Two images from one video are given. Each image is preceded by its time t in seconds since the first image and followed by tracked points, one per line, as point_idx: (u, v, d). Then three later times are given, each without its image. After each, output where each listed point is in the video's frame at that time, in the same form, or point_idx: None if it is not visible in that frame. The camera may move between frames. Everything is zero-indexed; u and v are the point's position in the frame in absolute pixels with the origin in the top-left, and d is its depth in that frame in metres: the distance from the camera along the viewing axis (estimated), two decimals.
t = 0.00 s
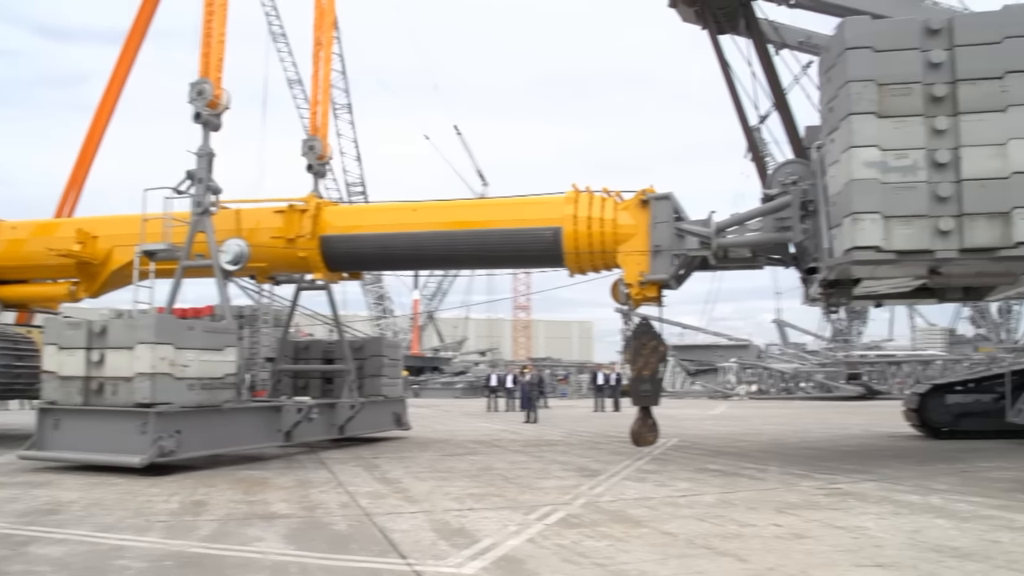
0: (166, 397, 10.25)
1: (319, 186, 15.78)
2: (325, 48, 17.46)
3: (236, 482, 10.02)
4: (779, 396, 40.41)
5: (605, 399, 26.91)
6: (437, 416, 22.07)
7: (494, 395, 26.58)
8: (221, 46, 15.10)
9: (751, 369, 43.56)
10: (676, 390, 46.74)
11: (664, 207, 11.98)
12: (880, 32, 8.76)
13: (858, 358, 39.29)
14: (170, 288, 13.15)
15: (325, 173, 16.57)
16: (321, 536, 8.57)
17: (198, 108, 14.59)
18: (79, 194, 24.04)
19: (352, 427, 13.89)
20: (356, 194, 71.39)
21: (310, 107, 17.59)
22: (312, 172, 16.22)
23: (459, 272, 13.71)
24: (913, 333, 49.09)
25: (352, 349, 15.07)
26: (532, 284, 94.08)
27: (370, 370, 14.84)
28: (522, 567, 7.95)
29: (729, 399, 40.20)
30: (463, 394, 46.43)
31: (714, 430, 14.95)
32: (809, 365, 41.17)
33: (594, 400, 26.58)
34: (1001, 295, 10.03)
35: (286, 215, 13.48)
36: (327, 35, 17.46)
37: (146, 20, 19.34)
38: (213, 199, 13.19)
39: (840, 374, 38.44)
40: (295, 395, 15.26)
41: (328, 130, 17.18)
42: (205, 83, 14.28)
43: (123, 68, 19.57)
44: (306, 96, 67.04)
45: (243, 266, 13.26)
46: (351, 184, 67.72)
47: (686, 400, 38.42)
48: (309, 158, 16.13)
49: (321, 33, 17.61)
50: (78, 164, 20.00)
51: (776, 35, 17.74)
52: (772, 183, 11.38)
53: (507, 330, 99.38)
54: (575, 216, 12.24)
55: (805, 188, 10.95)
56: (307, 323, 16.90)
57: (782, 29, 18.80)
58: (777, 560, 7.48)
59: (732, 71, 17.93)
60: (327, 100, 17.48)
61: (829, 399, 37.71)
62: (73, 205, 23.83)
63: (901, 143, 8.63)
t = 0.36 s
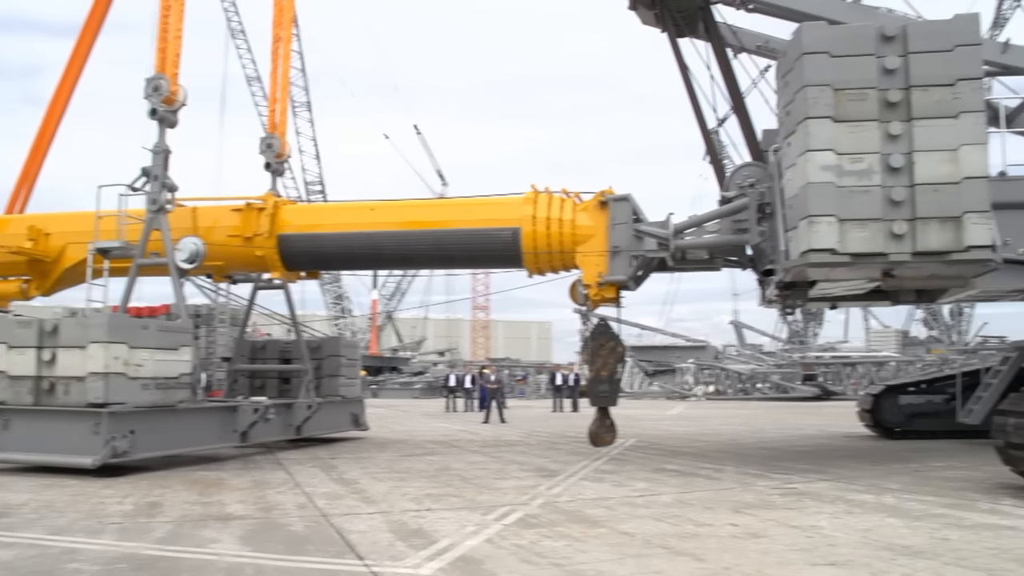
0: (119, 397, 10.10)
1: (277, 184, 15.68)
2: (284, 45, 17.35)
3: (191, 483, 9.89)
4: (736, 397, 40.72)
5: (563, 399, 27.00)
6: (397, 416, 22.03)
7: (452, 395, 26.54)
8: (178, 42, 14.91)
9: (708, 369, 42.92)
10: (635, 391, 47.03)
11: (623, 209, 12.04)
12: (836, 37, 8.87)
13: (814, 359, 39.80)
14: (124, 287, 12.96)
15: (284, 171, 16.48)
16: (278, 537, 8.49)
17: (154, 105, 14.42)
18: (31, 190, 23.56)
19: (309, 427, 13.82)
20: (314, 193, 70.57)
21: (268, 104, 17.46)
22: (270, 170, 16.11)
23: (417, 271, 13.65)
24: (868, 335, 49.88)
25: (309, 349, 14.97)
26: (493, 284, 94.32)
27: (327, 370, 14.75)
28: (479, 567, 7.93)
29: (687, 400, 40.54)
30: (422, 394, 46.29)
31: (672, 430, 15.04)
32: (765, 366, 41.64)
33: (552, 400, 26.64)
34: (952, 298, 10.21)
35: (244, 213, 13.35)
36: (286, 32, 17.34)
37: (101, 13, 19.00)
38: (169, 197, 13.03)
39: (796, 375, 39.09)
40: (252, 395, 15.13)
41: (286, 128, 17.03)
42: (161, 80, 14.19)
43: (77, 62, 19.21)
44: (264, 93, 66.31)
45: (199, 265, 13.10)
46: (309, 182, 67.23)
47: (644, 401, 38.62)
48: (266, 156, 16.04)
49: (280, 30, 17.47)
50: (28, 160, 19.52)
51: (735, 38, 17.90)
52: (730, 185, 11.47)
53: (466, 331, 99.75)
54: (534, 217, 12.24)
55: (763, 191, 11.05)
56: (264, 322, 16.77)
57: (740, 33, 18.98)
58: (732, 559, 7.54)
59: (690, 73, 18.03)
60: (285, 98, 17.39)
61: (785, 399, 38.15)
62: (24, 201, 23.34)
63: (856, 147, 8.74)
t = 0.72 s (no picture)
0: (68, 398, 9.93)
1: (232, 183, 15.52)
2: (241, 42, 17.23)
3: (143, 485, 9.74)
4: (691, 398, 41.03)
5: (519, 400, 27.03)
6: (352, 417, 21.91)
7: (408, 396, 26.44)
8: (131, 37, 14.69)
9: (663, 372, 44.43)
10: (591, 392, 47.23)
11: (580, 211, 12.06)
12: (791, 43, 8.97)
13: (767, 361, 40.28)
14: (74, 285, 12.75)
15: (239, 170, 16.32)
16: (231, 539, 8.38)
17: (106, 100, 14.05)
18: None
19: (263, 429, 13.71)
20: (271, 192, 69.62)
21: (223, 102, 17.32)
22: (224, 169, 15.93)
23: (374, 272, 13.55)
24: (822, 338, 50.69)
25: (263, 349, 14.85)
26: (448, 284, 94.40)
27: (281, 370, 14.63)
28: (434, 569, 7.90)
29: (641, 401, 40.77)
30: (376, 395, 46.08)
31: (627, 432, 15.11)
32: (719, 368, 42.06)
33: (508, 402, 26.64)
34: (902, 301, 10.39)
35: (198, 211, 13.20)
36: (242, 29, 17.21)
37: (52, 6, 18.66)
38: (121, 195, 12.85)
39: (750, 377, 39.47)
40: (205, 396, 14.94)
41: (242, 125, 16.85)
42: (113, 75, 13.76)
43: (27, 56, 18.83)
44: (220, 90, 65.30)
45: (151, 263, 12.93)
46: (264, 180, 66.53)
47: (600, 402, 38.75)
48: (221, 154, 15.87)
49: (237, 27, 17.33)
50: None
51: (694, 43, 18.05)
52: (686, 188, 11.55)
53: (422, 331, 99.53)
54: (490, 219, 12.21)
55: (718, 195, 11.14)
56: (219, 322, 16.60)
57: (698, 37, 19.12)
58: (686, 559, 7.59)
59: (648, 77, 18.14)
60: (240, 95, 17.29)
61: (739, 401, 38.41)
62: None
63: (810, 152, 8.85)
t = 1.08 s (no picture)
0: (9, 400, 9.72)
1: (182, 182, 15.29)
2: (193, 40, 17.03)
3: (88, 490, 9.56)
4: (642, 401, 41.38)
5: (470, 404, 27.01)
6: (303, 420, 21.70)
7: (359, 399, 26.30)
8: (79, 32, 14.42)
9: (614, 376, 45.86)
10: (542, 395, 47.30)
11: (532, 215, 12.14)
12: (743, 51, 9.07)
13: (718, 365, 40.69)
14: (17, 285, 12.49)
15: (190, 169, 16.07)
16: (178, 544, 8.25)
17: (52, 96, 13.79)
18: None
19: (213, 432, 13.52)
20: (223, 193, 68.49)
21: (174, 100, 17.12)
22: (174, 168, 15.69)
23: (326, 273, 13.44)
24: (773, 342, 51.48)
25: (213, 351, 14.71)
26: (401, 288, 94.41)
27: (231, 373, 14.52)
28: (384, 573, 7.84)
29: (593, 404, 40.93)
30: (329, 398, 45.93)
31: (579, 434, 15.18)
32: (671, 371, 42.40)
33: (461, 404, 26.67)
34: (849, 306, 10.58)
35: (147, 211, 13.00)
36: (195, 26, 17.01)
37: None
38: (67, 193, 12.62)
39: (701, 380, 40.32)
40: (152, 399, 14.71)
41: (193, 123, 16.62)
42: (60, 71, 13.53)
43: None
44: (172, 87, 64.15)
45: (98, 263, 12.70)
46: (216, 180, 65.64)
47: (552, 405, 38.81)
48: (172, 152, 15.62)
49: (189, 24, 17.12)
50: None
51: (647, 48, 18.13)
52: (638, 193, 11.64)
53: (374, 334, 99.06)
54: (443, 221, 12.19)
55: (670, 199, 11.25)
56: (168, 324, 16.37)
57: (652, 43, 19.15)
58: (635, 562, 7.63)
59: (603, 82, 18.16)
60: (192, 94, 17.10)
61: (690, 405, 38.52)
62: None
63: (760, 158, 8.96)
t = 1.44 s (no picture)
0: None
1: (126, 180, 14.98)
2: (138, 37, 16.75)
3: (25, 495, 9.34)
4: (590, 404, 41.58)
5: (418, 407, 26.95)
6: (249, 424, 21.43)
7: (305, 402, 26.12)
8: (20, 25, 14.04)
9: (562, 379, 46.35)
10: (490, 398, 47.36)
11: (482, 217, 12.03)
12: (692, 58, 9.17)
13: (666, 369, 41.09)
14: None
15: (134, 167, 15.71)
16: (118, 549, 8.09)
17: None
18: None
19: (157, 434, 13.34)
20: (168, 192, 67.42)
21: (118, 97, 16.81)
22: (118, 166, 15.34)
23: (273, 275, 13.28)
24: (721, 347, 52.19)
25: (157, 353, 14.54)
26: (347, 291, 94.01)
27: (175, 375, 14.38)
28: None
29: (541, 408, 41.04)
30: (275, 401, 45.52)
31: (526, 438, 15.20)
32: (618, 375, 42.72)
33: (408, 408, 26.61)
34: (794, 310, 10.75)
35: (90, 210, 12.75)
36: (140, 23, 16.72)
37: None
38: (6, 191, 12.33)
39: (648, 384, 40.12)
40: (94, 402, 14.48)
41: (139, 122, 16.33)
42: None
43: None
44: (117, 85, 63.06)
45: (38, 263, 12.43)
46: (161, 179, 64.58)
47: (500, 409, 38.85)
48: (116, 150, 15.29)
49: (134, 21, 16.83)
50: None
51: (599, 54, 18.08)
52: (587, 197, 11.71)
53: (322, 336, 98.61)
54: (392, 224, 12.12)
55: (618, 205, 11.33)
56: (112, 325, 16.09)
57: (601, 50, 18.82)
58: (581, 565, 7.65)
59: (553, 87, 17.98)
60: (138, 91, 16.83)
61: (638, 408, 38.91)
62: None
63: (708, 164, 9.06)
